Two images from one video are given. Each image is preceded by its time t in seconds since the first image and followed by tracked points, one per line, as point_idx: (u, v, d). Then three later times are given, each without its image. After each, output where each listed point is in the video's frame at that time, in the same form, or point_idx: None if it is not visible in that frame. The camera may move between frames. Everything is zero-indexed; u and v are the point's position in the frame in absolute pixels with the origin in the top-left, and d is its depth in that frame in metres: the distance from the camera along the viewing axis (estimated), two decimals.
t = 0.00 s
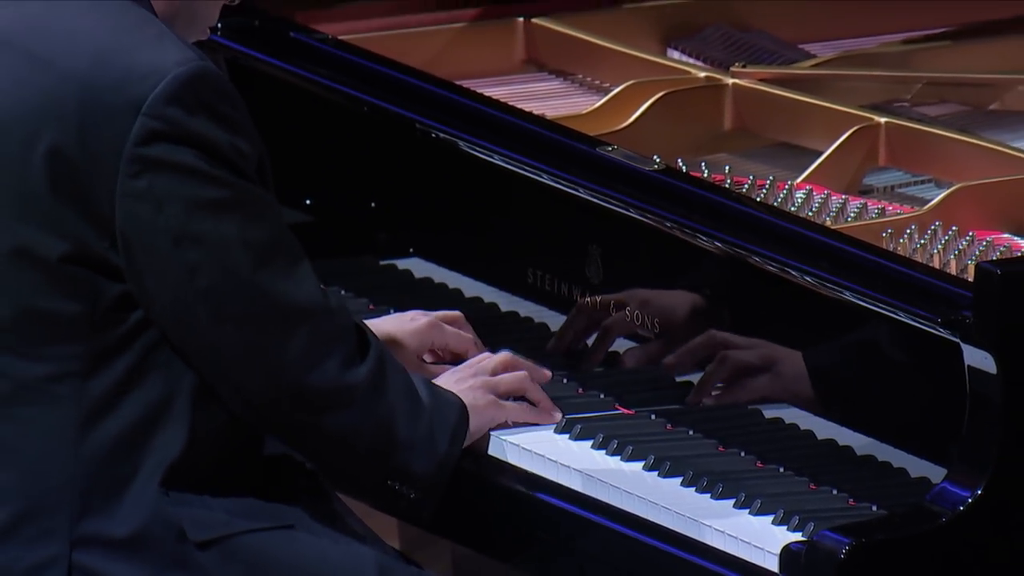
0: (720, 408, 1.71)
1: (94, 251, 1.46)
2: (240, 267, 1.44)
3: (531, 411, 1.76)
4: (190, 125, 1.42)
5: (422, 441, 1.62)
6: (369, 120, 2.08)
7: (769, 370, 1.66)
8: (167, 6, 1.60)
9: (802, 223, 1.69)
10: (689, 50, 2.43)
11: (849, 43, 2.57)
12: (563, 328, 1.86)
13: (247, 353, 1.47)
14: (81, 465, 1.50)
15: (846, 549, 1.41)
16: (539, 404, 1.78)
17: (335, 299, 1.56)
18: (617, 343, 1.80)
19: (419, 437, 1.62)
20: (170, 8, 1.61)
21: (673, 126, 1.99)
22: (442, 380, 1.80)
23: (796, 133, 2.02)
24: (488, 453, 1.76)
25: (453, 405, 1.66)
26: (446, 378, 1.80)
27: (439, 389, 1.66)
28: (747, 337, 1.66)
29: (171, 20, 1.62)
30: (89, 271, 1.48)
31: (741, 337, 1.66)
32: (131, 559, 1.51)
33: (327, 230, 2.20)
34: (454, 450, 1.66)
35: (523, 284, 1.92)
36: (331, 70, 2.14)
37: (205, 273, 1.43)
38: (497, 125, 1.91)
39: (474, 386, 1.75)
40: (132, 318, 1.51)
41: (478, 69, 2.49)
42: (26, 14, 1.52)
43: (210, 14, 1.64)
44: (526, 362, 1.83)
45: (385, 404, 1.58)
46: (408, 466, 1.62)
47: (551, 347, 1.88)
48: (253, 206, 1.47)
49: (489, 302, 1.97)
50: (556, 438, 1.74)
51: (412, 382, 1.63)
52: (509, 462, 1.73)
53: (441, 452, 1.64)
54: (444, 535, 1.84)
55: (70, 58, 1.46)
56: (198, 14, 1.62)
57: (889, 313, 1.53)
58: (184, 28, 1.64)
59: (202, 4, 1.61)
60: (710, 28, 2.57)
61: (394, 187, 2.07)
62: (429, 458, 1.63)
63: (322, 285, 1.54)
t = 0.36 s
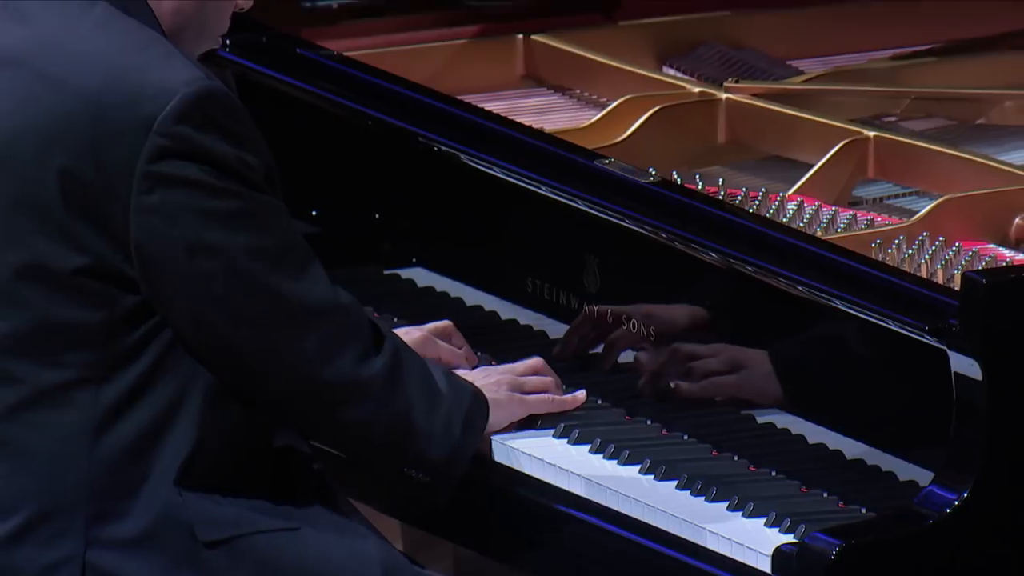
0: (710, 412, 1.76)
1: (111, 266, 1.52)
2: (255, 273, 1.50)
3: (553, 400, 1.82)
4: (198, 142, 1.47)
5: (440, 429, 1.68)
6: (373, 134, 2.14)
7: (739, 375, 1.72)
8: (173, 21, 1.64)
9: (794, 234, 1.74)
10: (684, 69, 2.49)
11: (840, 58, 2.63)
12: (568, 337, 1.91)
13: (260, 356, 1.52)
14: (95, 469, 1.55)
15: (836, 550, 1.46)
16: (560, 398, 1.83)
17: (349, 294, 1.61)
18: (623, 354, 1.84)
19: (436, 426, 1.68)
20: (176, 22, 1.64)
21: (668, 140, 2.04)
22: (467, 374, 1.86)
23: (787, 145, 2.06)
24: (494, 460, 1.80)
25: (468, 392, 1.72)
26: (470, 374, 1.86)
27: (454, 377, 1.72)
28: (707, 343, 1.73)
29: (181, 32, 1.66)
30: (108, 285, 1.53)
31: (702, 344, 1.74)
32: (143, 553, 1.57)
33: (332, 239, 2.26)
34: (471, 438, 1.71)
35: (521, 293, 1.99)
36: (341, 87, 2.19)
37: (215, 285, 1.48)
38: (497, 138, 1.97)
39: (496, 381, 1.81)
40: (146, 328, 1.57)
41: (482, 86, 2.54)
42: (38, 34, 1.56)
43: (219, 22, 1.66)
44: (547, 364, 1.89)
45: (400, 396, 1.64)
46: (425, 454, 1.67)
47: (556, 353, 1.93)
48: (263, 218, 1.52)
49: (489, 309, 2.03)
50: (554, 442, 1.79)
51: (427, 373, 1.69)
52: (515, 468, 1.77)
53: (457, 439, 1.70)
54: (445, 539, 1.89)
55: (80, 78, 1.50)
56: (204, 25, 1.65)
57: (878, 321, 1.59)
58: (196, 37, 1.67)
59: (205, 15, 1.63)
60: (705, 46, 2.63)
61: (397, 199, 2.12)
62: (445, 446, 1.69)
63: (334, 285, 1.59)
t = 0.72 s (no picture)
0: (709, 417, 1.81)
1: (121, 277, 1.57)
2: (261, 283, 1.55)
3: (555, 407, 1.87)
4: (203, 156, 1.52)
5: (443, 431, 1.73)
6: (377, 146, 2.19)
7: (729, 382, 1.78)
8: (178, 31, 1.68)
9: (786, 244, 1.79)
10: (679, 84, 2.54)
11: (833, 73, 2.67)
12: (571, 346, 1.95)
13: (269, 361, 1.58)
14: (106, 474, 1.60)
15: (828, 552, 1.50)
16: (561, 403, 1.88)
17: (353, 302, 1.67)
18: (618, 358, 1.89)
19: (439, 428, 1.73)
20: (181, 33, 1.68)
21: (664, 152, 2.09)
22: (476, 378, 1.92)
23: (780, 158, 2.11)
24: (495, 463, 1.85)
25: (472, 398, 1.77)
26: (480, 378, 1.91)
27: (459, 380, 1.77)
28: (697, 352, 1.79)
29: (189, 41, 1.69)
30: (119, 297, 1.58)
31: (693, 352, 1.79)
32: (153, 557, 1.62)
33: (338, 250, 2.31)
34: (475, 439, 1.76)
35: (522, 302, 2.04)
36: (347, 101, 2.25)
37: (222, 296, 1.54)
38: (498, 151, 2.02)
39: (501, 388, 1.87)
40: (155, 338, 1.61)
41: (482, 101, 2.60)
42: (49, 52, 1.61)
43: (223, 27, 1.68)
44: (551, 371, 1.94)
45: (403, 400, 1.69)
46: (428, 455, 1.72)
47: (557, 364, 1.98)
48: (273, 230, 1.58)
49: (489, 317, 2.08)
50: (553, 446, 1.84)
51: (430, 376, 1.73)
52: (518, 472, 1.82)
53: (461, 439, 1.75)
54: (444, 538, 1.95)
55: (91, 96, 1.55)
56: (208, 31, 1.68)
57: (868, 328, 1.64)
58: (204, 45, 1.70)
59: (205, 21, 1.66)
60: (700, 61, 2.69)
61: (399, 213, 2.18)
62: (448, 447, 1.74)
63: (339, 292, 1.65)
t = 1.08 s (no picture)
0: (704, 425, 1.86)
1: (123, 292, 1.63)
2: (251, 311, 1.60)
3: (523, 411, 1.90)
4: (211, 179, 1.59)
5: (419, 455, 1.77)
6: (379, 161, 2.27)
7: (754, 395, 1.81)
8: (186, 50, 1.71)
9: (778, 255, 1.85)
10: (674, 100, 2.60)
11: (825, 90, 2.72)
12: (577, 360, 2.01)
13: (259, 387, 1.63)
14: (116, 485, 1.66)
15: (819, 554, 1.55)
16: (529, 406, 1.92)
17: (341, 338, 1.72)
18: (615, 369, 1.96)
19: (416, 452, 1.77)
20: (188, 52, 1.71)
21: (659, 167, 2.15)
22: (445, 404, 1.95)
23: (772, 173, 2.16)
24: (490, 467, 1.91)
25: (451, 425, 1.82)
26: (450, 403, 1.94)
27: (433, 407, 1.82)
28: (723, 372, 1.83)
29: (196, 60, 1.72)
30: (122, 312, 1.64)
31: (725, 372, 1.82)
32: (160, 567, 1.67)
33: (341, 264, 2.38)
34: (450, 466, 1.81)
35: (521, 313, 2.10)
36: (351, 117, 2.33)
37: (220, 316, 1.59)
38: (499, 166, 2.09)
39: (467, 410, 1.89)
40: (159, 353, 1.67)
41: (483, 118, 2.66)
42: (61, 73, 1.67)
43: (230, 44, 1.72)
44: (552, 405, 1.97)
45: (380, 428, 1.73)
46: (403, 483, 1.76)
47: (568, 376, 2.02)
48: (268, 255, 1.63)
49: (489, 327, 2.13)
50: (552, 453, 1.90)
51: (407, 405, 1.78)
52: (512, 475, 1.89)
53: (435, 466, 1.79)
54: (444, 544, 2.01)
55: (101, 117, 1.61)
56: (215, 49, 1.71)
57: (858, 338, 1.70)
58: (211, 62, 1.73)
59: (212, 40, 1.69)
60: (694, 78, 2.75)
61: (400, 231, 2.26)
62: (424, 471, 1.78)
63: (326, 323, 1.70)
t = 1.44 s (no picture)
0: (698, 430, 1.92)
1: (133, 302, 1.69)
2: (262, 317, 1.66)
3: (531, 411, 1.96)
4: (215, 191, 1.64)
5: (432, 456, 1.83)
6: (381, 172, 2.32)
7: (745, 397, 1.87)
8: (193, 65, 1.76)
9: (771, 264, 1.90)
10: (670, 112, 2.66)
11: (818, 104, 2.77)
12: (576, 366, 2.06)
13: (270, 391, 1.68)
14: (126, 488, 1.72)
15: (809, 555, 1.61)
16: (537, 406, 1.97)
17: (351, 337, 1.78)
18: (614, 374, 2.01)
19: (428, 453, 1.83)
20: (195, 67, 1.77)
21: (654, 177, 2.20)
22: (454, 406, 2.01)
23: (765, 184, 2.21)
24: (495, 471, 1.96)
25: (460, 425, 1.88)
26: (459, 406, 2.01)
27: (445, 410, 1.88)
28: (716, 376, 1.88)
29: (203, 75, 1.78)
30: (129, 322, 1.70)
31: (717, 376, 1.88)
32: (167, 569, 1.73)
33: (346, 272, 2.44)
34: (461, 466, 1.87)
35: (521, 319, 2.15)
36: (354, 130, 2.38)
37: (231, 323, 1.64)
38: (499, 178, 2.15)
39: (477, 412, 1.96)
40: (169, 357, 1.73)
41: (483, 130, 2.71)
42: (72, 88, 1.72)
43: (236, 59, 1.77)
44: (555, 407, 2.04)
45: (394, 428, 1.79)
46: (418, 482, 1.82)
47: (567, 382, 2.07)
48: (276, 260, 1.69)
49: (490, 335, 2.19)
50: (551, 457, 1.96)
51: (420, 406, 1.84)
52: (515, 480, 1.93)
53: (447, 468, 1.85)
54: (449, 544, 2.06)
55: (113, 133, 1.67)
56: (221, 64, 1.76)
57: (849, 345, 1.75)
58: (218, 77, 1.79)
59: (219, 55, 1.75)
60: (689, 93, 2.81)
61: (407, 239, 2.31)
62: (438, 472, 1.84)
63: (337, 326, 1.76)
